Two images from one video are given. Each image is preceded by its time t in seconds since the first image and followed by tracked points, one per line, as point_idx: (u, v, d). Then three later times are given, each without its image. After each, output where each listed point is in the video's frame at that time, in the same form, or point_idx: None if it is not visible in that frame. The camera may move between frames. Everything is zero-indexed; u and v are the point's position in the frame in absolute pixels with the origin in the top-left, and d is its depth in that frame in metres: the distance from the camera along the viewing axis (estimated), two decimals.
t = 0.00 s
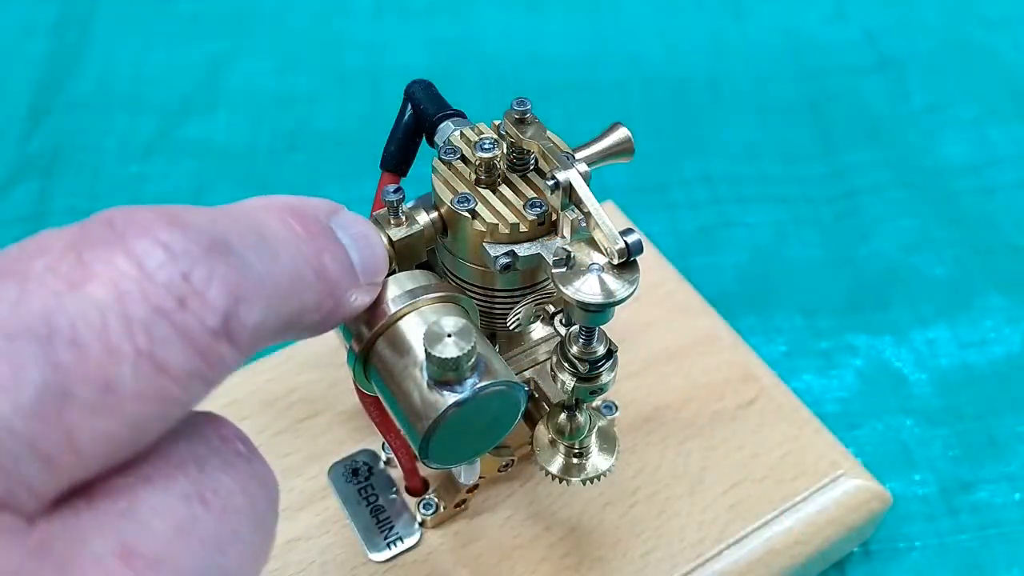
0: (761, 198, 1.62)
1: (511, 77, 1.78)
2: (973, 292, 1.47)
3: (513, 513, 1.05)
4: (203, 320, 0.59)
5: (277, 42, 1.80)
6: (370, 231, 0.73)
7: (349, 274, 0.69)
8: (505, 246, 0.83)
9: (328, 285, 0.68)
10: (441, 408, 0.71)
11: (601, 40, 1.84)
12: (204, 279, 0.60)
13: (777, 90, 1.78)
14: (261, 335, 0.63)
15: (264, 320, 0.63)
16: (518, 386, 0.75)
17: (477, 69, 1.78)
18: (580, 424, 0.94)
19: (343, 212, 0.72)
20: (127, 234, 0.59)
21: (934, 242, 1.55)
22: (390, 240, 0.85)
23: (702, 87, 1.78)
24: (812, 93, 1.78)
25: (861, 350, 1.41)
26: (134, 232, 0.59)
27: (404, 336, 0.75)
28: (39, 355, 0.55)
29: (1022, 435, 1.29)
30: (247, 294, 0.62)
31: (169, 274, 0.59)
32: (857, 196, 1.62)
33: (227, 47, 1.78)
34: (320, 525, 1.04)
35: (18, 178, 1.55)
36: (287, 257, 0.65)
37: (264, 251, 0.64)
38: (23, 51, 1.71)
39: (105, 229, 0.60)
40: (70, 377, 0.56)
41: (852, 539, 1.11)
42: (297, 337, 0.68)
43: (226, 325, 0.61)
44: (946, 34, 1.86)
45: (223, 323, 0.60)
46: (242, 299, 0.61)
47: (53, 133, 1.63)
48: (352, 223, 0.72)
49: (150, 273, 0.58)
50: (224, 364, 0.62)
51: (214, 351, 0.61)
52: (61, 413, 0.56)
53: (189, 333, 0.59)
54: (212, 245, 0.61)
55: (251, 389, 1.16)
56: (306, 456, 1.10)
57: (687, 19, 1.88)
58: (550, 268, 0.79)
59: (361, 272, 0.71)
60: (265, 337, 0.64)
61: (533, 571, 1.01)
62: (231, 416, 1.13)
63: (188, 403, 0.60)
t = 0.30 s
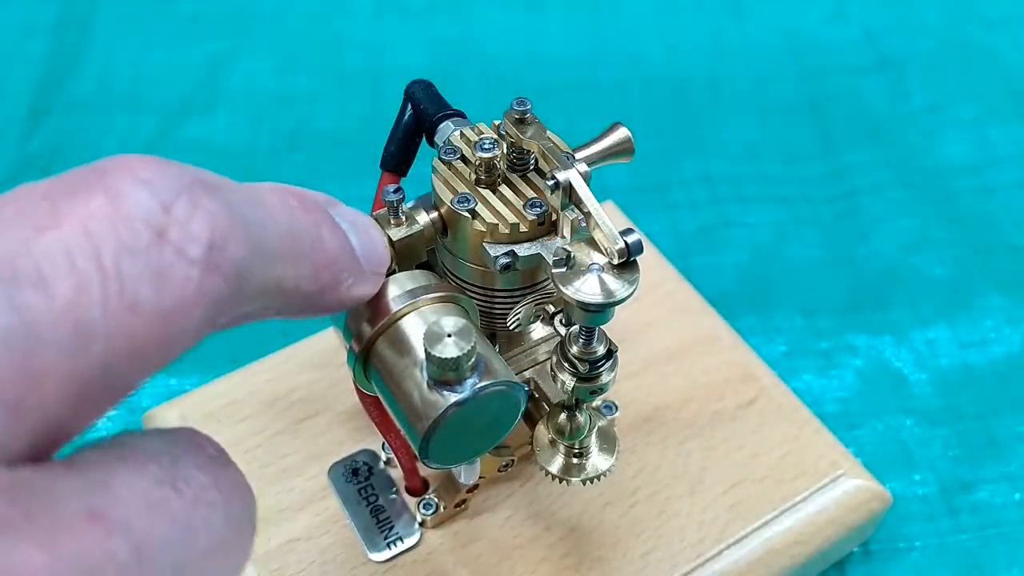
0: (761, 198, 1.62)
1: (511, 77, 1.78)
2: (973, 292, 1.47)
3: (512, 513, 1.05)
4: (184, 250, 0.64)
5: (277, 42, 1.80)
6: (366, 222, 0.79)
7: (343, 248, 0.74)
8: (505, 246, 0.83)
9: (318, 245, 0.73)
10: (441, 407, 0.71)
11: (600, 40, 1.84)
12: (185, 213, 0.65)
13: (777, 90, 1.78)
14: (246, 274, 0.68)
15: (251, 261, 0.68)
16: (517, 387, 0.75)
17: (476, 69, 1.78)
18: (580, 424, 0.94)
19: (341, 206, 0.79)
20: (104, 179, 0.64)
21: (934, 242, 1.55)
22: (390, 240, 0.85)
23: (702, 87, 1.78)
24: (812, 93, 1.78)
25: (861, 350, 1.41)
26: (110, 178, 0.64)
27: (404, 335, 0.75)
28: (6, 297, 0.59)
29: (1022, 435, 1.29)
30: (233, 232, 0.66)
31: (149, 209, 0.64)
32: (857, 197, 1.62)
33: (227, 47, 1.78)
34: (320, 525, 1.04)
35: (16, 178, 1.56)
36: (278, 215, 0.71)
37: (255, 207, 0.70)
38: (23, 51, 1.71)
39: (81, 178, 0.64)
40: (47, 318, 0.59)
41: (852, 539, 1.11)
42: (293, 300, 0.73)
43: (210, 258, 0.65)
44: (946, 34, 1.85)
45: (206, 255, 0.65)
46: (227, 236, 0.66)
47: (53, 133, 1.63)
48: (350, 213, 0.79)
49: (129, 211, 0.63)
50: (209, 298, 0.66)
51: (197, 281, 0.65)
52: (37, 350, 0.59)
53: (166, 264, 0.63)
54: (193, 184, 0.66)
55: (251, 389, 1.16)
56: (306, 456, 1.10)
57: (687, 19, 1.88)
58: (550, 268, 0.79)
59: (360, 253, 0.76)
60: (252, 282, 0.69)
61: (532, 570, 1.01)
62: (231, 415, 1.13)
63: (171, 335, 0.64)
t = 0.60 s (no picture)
0: (762, 199, 1.62)
1: (511, 77, 1.78)
2: (973, 292, 1.47)
3: (512, 512, 1.05)
4: (163, 262, 0.67)
5: (278, 42, 1.80)
6: (368, 222, 0.80)
7: (345, 240, 0.77)
8: (505, 247, 0.83)
9: (315, 240, 0.75)
10: (441, 407, 0.71)
11: (600, 40, 1.84)
12: (166, 223, 0.68)
13: (777, 90, 1.78)
14: (232, 280, 0.70)
15: (238, 265, 0.70)
16: (517, 387, 0.75)
17: (476, 70, 1.78)
18: (580, 424, 0.94)
19: (342, 207, 0.81)
20: (86, 198, 0.67)
21: (934, 242, 1.55)
22: (390, 240, 0.85)
23: (702, 87, 1.78)
24: (811, 93, 1.78)
25: (861, 350, 1.41)
26: (91, 196, 0.67)
27: (404, 335, 0.75)
28: None
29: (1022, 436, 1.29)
30: (216, 238, 0.69)
31: (127, 224, 0.67)
32: (857, 197, 1.62)
33: (227, 47, 1.78)
34: (320, 526, 1.04)
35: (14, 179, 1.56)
36: (271, 215, 0.73)
37: (246, 211, 0.72)
38: (23, 51, 1.71)
39: (65, 195, 0.67)
40: (31, 341, 0.62)
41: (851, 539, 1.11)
42: (292, 296, 0.75)
43: (190, 268, 0.68)
44: (947, 34, 1.86)
45: (185, 266, 0.67)
46: (209, 243, 0.68)
47: (52, 134, 1.63)
48: (353, 214, 0.80)
49: (108, 228, 0.66)
50: (192, 307, 0.68)
51: (178, 292, 0.67)
52: (22, 372, 0.62)
53: (146, 281, 0.66)
54: (175, 197, 0.69)
55: (250, 390, 1.16)
56: (306, 455, 1.10)
57: (687, 19, 1.88)
58: (550, 268, 0.79)
59: (364, 251, 0.78)
60: (242, 285, 0.71)
61: (532, 570, 1.01)
62: (231, 415, 1.13)
63: (154, 348, 0.67)
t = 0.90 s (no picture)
0: (762, 199, 1.62)
1: (511, 77, 1.78)
2: (973, 292, 1.47)
3: (512, 513, 1.05)
4: (140, 295, 0.67)
5: (278, 42, 1.79)
6: (364, 221, 0.81)
7: (342, 243, 0.77)
8: (505, 247, 0.83)
9: (308, 246, 0.76)
10: (441, 407, 0.71)
11: (600, 40, 1.84)
12: (142, 254, 0.68)
13: (777, 90, 1.78)
14: (210, 306, 0.71)
15: (217, 288, 0.71)
16: (517, 387, 0.75)
17: (476, 70, 1.78)
18: (580, 424, 0.94)
19: (338, 207, 0.81)
20: (63, 236, 0.67)
21: (934, 242, 1.55)
22: (390, 240, 0.85)
23: (702, 87, 1.78)
24: (811, 93, 1.78)
25: (861, 350, 1.41)
26: (69, 232, 0.67)
27: (404, 335, 0.75)
28: None
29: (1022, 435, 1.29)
30: (194, 264, 0.69)
31: (104, 259, 0.67)
32: (857, 197, 1.62)
33: (227, 47, 1.78)
34: (320, 525, 1.04)
35: (14, 179, 1.56)
36: (259, 230, 0.74)
37: (229, 231, 0.73)
38: (23, 51, 1.71)
39: (42, 232, 0.67)
40: (13, 380, 0.63)
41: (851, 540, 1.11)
42: (288, 305, 0.76)
43: (167, 298, 0.68)
44: (946, 34, 1.85)
45: (162, 297, 0.68)
46: (186, 271, 0.69)
47: (51, 134, 1.63)
48: (349, 213, 0.81)
49: (85, 263, 0.66)
50: (171, 336, 0.69)
51: (156, 323, 0.68)
52: (4, 414, 0.63)
53: (127, 312, 0.67)
54: (151, 226, 0.69)
55: (250, 391, 1.16)
56: (306, 454, 1.10)
57: (687, 19, 1.88)
58: (550, 268, 0.79)
59: (362, 252, 0.78)
60: (224, 307, 0.72)
61: (532, 570, 1.01)
62: (231, 415, 1.14)
63: (134, 381, 0.68)
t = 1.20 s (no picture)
0: (761, 199, 1.62)
1: (511, 77, 1.78)
2: (973, 292, 1.47)
3: (511, 513, 1.05)
4: (132, 324, 0.67)
5: (278, 42, 1.79)
6: (365, 221, 0.81)
7: (341, 248, 0.77)
8: (504, 246, 0.83)
9: (307, 254, 0.75)
10: (441, 407, 0.71)
11: (600, 40, 1.84)
12: (133, 283, 0.67)
13: (777, 90, 1.78)
14: (205, 330, 0.70)
15: (211, 313, 0.70)
16: (516, 387, 0.75)
17: (476, 70, 1.78)
18: (580, 424, 0.94)
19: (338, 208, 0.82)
20: (56, 265, 0.67)
21: (934, 242, 1.55)
22: (390, 240, 0.85)
23: (702, 87, 1.78)
24: (811, 93, 1.78)
25: (861, 350, 1.41)
26: (61, 261, 0.67)
27: (403, 335, 0.75)
28: None
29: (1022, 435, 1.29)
30: (185, 290, 0.69)
31: (95, 290, 0.67)
32: (857, 197, 1.62)
33: (227, 47, 1.78)
34: (320, 525, 1.04)
35: (14, 180, 1.56)
36: (256, 245, 0.73)
37: (224, 248, 0.72)
38: (23, 51, 1.71)
39: (37, 260, 0.68)
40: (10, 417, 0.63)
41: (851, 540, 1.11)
42: (289, 313, 0.75)
43: (159, 326, 0.68)
44: (946, 34, 1.86)
45: (153, 325, 0.67)
46: (178, 298, 0.68)
47: (51, 135, 1.63)
48: (349, 214, 0.81)
49: (76, 294, 0.66)
50: (166, 364, 0.68)
51: (149, 351, 0.67)
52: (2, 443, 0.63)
53: (119, 342, 0.66)
54: (143, 253, 0.69)
55: (249, 391, 1.16)
56: (305, 454, 1.10)
57: (687, 19, 1.88)
58: (550, 268, 0.79)
59: (361, 253, 0.78)
60: (219, 331, 0.71)
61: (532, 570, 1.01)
62: (231, 416, 1.13)
63: (131, 409, 0.67)
